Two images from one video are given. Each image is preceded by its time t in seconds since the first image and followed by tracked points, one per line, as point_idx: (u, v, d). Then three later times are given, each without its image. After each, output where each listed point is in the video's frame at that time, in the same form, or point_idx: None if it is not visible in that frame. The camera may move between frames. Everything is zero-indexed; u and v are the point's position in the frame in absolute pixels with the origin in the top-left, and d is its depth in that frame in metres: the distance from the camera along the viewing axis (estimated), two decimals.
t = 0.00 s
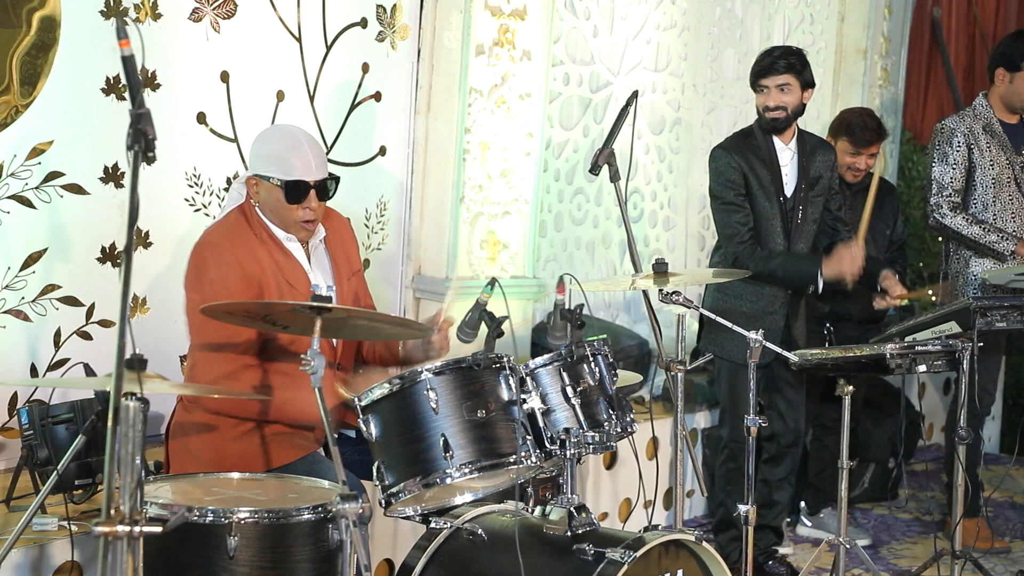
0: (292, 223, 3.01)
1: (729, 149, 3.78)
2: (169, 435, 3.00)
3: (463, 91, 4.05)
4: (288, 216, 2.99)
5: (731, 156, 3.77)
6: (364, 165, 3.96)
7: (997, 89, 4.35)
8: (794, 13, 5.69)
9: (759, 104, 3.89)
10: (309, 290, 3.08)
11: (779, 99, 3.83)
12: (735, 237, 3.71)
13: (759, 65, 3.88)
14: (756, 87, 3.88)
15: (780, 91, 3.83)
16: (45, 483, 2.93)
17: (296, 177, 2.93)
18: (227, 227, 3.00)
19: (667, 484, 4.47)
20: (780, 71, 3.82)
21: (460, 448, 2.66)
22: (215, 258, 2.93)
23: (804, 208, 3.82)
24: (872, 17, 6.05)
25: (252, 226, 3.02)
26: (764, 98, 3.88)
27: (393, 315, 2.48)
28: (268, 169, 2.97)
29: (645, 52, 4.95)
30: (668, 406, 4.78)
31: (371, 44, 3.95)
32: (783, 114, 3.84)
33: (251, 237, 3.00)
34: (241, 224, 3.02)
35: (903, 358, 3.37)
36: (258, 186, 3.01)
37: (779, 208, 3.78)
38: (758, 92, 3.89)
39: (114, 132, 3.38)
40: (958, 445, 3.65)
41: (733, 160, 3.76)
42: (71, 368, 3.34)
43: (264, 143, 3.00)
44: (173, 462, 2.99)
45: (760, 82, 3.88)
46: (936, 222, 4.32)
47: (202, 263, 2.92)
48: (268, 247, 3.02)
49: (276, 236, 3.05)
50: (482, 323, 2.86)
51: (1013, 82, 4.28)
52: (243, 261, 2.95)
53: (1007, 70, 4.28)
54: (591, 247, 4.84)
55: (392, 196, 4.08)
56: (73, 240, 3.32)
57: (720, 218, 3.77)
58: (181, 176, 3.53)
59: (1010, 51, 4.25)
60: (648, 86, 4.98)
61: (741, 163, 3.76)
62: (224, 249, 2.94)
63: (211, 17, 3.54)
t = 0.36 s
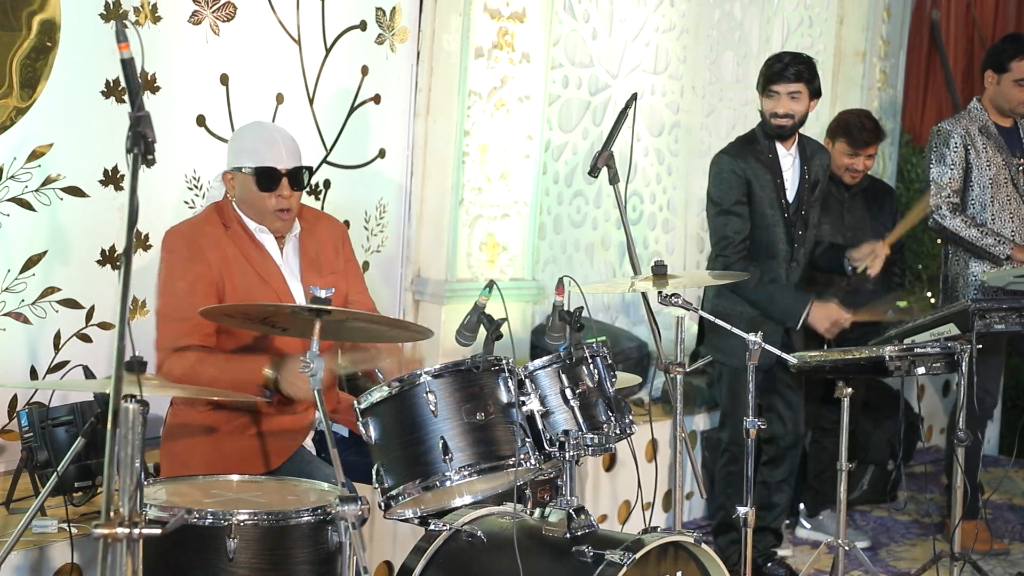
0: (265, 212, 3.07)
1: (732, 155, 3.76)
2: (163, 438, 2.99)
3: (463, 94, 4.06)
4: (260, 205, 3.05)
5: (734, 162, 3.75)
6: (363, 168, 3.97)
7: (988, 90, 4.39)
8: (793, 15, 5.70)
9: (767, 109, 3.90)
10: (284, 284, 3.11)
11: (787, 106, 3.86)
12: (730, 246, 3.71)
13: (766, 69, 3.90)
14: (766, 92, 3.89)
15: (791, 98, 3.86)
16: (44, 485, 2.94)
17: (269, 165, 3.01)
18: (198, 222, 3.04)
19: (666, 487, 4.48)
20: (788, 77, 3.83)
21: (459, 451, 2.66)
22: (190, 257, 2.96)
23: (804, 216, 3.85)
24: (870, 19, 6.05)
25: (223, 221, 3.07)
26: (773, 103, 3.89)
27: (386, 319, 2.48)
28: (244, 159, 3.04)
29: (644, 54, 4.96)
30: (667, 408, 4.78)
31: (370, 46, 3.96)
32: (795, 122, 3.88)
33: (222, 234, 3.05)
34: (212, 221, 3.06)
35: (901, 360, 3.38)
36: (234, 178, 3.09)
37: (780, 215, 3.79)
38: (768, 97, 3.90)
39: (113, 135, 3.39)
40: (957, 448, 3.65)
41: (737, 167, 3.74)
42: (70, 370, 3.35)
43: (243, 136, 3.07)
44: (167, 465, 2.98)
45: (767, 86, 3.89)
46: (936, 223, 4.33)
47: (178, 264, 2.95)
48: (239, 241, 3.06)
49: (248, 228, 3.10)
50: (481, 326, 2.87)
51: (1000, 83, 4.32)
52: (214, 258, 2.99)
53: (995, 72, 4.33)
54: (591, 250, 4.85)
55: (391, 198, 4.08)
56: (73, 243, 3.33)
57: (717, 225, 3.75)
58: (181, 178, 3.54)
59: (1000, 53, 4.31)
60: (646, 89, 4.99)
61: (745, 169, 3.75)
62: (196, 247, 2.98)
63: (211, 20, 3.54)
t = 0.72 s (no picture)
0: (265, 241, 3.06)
1: (744, 155, 3.74)
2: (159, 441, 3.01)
3: (463, 95, 4.07)
4: (272, 241, 3.05)
5: (746, 159, 3.73)
6: (363, 170, 3.97)
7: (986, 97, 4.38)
8: (793, 16, 5.70)
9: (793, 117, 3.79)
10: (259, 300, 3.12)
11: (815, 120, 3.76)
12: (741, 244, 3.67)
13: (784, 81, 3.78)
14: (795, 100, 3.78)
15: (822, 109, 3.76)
16: (44, 487, 2.94)
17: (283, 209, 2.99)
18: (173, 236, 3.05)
19: (666, 488, 4.48)
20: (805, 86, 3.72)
21: (458, 452, 2.67)
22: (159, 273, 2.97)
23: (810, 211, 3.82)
24: (870, 20, 6.05)
25: (201, 235, 3.08)
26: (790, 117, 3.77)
27: (391, 323, 2.49)
28: (261, 206, 2.99)
29: (644, 56, 4.96)
30: (667, 409, 4.79)
31: (370, 48, 3.96)
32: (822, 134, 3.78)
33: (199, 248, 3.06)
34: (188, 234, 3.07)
35: (901, 361, 3.39)
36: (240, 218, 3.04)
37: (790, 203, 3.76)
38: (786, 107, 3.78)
39: (113, 137, 3.39)
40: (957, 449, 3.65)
41: (751, 165, 3.72)
42: (70, 372, 3.35)
43: (252, 181, 3.00)
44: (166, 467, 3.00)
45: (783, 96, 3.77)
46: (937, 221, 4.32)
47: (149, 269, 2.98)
48: (217, 258, 3.06)
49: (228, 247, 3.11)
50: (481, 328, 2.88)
51: (1001, 93, 4.31)
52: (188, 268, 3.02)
53: (996, 82, 4.31)
54: (591, 251, 4.85)
55: (391, 200, 4.08)
56: (73, 245, 3.33)
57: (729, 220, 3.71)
58: (181, 180, 3.54)
59: (1002, 62, 4.27)
60: (646, 90, 4.99)
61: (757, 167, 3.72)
62: (169, 257, 3.00)
63: (210, 22, 3.54)
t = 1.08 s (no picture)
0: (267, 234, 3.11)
1: (734, 164, 3.78)
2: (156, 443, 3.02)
3: (462, 95, 4.07)
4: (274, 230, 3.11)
5: (735, 169, 3.77)
6: (363, 172, 3.98)
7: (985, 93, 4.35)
8: (792, 16, 5.70)
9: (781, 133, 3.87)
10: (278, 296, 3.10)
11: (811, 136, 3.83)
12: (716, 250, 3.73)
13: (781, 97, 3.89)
14: (784, 114, 3.85)
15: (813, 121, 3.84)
16: (44, 489, 2.95)
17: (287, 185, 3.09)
18: (180, 244, 3.00)
19: (666, 489, 4.48)
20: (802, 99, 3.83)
21: (458, 454, 2.67)
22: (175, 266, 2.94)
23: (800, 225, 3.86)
24: (870, 20, 6.04)
25: (209, 239, 3.04)
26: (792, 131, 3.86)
27: (389, 322, 2.49)
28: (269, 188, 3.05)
29: (643, 57, 4.97)
30: (666, 410, 4.79)
31: (370, 49, 3.96)
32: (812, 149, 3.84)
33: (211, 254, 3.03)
34: (195, 241, 3.02)
35: (900, 361, 3.39)
36: (250, 210, 3.06)
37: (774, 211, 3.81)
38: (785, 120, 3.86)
39: (113, 138, 3.39)
40: (957, 449, 3.65)
41: (736, 175, 3.76)
42: (70, 374, 3.36)
43: (256, 166, 3.05)
44: (162, 469, 3.01)
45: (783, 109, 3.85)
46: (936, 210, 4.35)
47: (163, 280, 2.93)
48: (229, 259, 3.04)
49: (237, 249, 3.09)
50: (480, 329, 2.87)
51: (999, 94, 4.29)
52: (203, 273, 2.99)
53: (995, 83, 4.30)
54: (591, 252, 4.85)
55: (391, 201, 4.10)
56: (73, 246, 3.33)
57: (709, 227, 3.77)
58: (180, 182, 3.54)
59: (1002, 62, 4.26)
60: (646, 91, 4.99)
61: (744, 179, 3.77)
62: (184, 264, 2.96)
63: (209, 24, 3.55)
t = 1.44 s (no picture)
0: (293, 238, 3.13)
1: (721, 150, 3.81)
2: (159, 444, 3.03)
3: (462, 95, 4.04)
4: (301, 234, 3.13)
5: (724, 158, 3.79)
6: (365, 171, 3.99)
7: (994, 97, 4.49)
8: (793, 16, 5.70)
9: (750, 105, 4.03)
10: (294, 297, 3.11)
11: (767, 101, 3.99)
12: (717, 239, 3.75)
13: (750, 66, 4.07)
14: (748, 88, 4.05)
15: (770, 92, 4.00)
16: (45, 489, 2.94)
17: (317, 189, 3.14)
18: (206, 236, 3.03)
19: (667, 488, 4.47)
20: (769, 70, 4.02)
21: (458, 453, 2.67)
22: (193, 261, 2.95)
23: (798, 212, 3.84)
24: (871, 20, 6.09)
25: (235, 236, 3.06)
26: (754, 99, 4.03)
27: (391, 323, 2.49)
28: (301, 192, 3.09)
29: (644, 56, 4.96)
30: (667, 410, 4.78)
31: (370, 49, 3.96)
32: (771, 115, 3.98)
33: (235, 250, 3.05)
34: (221, 235, 3.05)
35: (902, 361, 3.38)
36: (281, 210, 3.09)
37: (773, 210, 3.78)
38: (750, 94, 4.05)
39: (113, 138, 3.39)
40: (958, 448, 3.64)
41: (726, 163, 3.78)
42: (71, 374, 3.35)
43: (287, 168, 3.10)
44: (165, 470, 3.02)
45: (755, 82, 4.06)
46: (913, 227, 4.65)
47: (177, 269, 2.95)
48: (253, 257, 3.05)
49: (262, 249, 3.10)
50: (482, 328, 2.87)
51: (1001, 94, 4.47)
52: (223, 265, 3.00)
53: (999, 83, 4.48)
54: (591, 251, 4.85)
55: (392, 200, 4.09)
56: (74, 246, 3.33)
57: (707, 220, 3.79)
58: (181, 182, 3.54)
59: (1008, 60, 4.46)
60: (647, 90, 5.00)
61: (735, 166, 3.78)
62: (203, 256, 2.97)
63: (210, 24, 3.55)
